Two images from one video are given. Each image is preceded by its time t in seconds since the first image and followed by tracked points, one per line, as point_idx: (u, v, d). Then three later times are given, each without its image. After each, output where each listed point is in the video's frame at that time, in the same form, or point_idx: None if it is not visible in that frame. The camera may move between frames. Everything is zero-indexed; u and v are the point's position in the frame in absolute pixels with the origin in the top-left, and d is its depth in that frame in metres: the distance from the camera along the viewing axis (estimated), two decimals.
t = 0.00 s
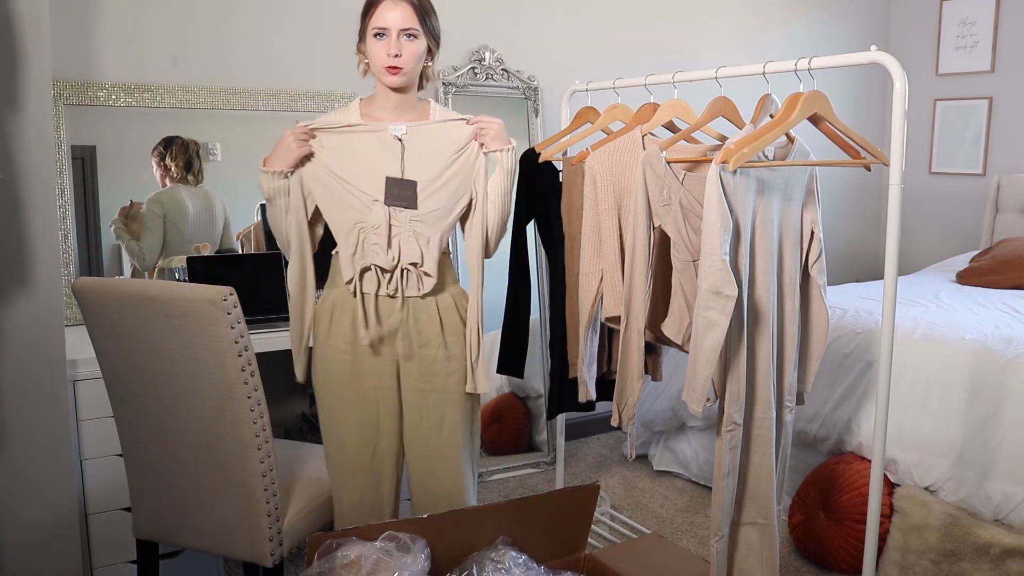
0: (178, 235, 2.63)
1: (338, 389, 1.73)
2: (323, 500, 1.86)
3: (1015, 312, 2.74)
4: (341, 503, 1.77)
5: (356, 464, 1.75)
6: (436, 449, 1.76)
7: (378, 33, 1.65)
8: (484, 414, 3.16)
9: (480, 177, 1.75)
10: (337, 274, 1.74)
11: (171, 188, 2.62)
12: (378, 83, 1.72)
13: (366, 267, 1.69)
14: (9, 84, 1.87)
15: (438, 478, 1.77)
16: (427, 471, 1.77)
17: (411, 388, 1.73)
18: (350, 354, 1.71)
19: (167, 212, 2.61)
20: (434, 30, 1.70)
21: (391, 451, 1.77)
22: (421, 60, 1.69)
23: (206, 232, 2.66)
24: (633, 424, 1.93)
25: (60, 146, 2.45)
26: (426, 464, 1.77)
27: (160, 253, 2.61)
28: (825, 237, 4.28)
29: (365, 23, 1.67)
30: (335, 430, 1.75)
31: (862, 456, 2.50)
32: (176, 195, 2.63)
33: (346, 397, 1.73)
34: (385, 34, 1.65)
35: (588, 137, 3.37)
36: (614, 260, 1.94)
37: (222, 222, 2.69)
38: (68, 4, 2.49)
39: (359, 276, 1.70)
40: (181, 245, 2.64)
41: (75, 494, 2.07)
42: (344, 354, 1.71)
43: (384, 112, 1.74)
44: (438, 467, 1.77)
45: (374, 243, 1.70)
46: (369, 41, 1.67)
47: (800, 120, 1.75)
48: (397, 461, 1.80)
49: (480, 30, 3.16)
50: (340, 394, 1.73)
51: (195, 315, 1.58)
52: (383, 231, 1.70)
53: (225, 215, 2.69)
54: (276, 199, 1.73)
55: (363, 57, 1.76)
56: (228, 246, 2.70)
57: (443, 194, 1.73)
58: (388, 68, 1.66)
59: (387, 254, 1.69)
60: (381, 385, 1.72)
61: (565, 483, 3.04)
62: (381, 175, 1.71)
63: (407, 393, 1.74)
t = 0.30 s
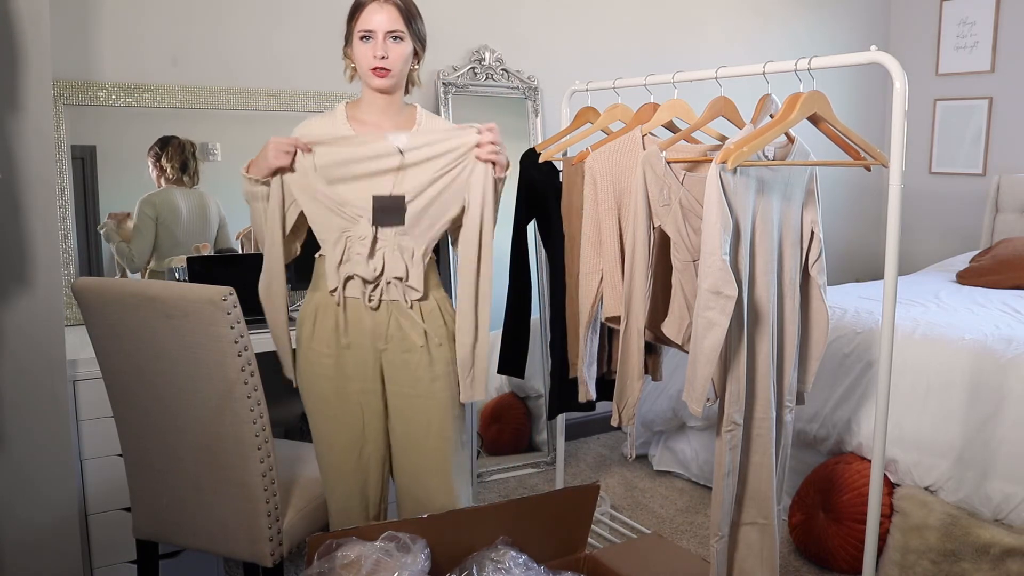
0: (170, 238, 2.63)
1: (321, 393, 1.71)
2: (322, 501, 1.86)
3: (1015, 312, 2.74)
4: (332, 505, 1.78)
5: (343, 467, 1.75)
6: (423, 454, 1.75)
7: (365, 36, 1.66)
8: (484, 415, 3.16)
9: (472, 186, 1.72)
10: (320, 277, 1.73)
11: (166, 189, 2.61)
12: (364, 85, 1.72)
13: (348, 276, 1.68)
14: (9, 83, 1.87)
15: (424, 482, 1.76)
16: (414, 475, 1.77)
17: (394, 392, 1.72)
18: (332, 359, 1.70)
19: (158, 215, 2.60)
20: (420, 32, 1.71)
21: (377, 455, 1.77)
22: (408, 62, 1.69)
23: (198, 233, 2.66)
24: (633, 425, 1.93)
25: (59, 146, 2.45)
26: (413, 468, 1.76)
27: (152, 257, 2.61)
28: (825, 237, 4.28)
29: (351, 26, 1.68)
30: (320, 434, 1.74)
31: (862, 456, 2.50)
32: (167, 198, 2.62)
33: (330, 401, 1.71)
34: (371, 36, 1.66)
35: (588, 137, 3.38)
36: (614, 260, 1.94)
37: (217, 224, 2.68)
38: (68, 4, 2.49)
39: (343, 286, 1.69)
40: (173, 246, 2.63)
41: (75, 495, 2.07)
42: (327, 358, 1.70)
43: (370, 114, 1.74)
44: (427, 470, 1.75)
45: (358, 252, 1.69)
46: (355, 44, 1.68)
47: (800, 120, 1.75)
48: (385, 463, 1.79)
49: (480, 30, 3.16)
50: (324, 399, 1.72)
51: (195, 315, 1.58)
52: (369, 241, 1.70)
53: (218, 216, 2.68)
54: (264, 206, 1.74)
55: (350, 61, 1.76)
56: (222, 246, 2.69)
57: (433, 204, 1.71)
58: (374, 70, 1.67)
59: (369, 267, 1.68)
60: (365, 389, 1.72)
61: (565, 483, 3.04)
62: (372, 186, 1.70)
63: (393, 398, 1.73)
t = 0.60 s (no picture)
0: (167, 237, 2.62)
1: (316, 393, 1.71)
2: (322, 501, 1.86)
3: (1015, 312, 2.74)
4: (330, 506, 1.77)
5: (340, 468, 1.75)
6: (421, 454, 1.75)
7: (352, 34, 1.66)
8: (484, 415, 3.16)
9: (479, 191, 1.74)
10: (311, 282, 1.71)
11: (162, 189, 2.60)
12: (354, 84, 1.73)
13: (364, 284, 1.65)
14: (8, 83, 1.87)
15: (422, 483, 1.76)
16: (411, 475, 1.77)
17: (391, 392, 1.73)
18: (329, 359, 1.70)
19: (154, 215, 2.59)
20: (407, 28, 1.71)
21: (374, 454, 1.77)
22: (397, 58, 1.69)
23: (194, 233, 2.65)
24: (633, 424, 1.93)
25: (59, 146, 2.45)
26: (410, 467, 1.76)
27: (149, 257, 2.60)
28: (825, 237, 4.28)
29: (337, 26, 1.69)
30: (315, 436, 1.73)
31: (862, 456, 2.50)
32: (163, 198, 2.61)
33: (325, 402, 1.71)
34: (358, 34, 1.66)
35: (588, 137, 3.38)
36: (614, 260, 1.94)
37: (213, 223, 2.68)
38: (68, 4, 2.49)
39: (359, 293, 1.66)
40: (170, 246, 2.63)
41: (75, 494, 2.07)
42: (323, 359, 1.69)
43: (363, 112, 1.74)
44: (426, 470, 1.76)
45: (371, 258, 1.66)
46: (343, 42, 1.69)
47: (800, 120, 1.75)
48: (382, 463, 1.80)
49: (480, 30, 3.16)
50: (319, 400, 1.71)
51: (195, 315, 1.58)
52: (380, 245, 1.67)
53: (214, 215, 2.67)
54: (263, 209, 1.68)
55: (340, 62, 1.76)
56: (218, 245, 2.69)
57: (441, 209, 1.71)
58: (364, 67, 1.67)
59: (388, 273, 1.66)
60: (362, 389, 1.72)
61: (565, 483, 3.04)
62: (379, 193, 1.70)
63: (389, 397, 1.74)
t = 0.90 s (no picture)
0: (166, 238, 2.62)
1: (313, 393, 1.71)
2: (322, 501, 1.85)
3: (1015, 312, 2.74)
4: (328, 506, 1.77)
5: (338, 467, 1.75)
6: (419, 454, 1.75)
7: (343, 33, 1.66)
8: (484, 415, 3.16)
9: (475, 183, 1.70)
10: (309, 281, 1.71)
11: (160, 189, 2.60)
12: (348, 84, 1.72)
13: (361, 270, 1.67)
14: (8, 83, 1.87)
15: (420, 482, 1.76)
16: (410, 475, 1.76)
17: (387, 392, 1.72)
18: (326, 359, 1.69)
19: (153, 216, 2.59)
20: (400, 27, 1.70)
21: (372, 454, 1.77)
22: (389, 56, 1.68)
23: (194, 233, 2.65)
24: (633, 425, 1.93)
25: (59, 146, 2.45)
26: (408, 467, 1.76)
27: (150, 258, 2.60)
28: (825, 237, 4.28)
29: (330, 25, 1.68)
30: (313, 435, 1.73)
31: (862, 456, 2.50)
32: (161, 198, 2.60)
33: (322, 401, 1.71)
34: (349, 33, 1.66)
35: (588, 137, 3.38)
36: (614, 260, 1.94)
37: (212, 223, 2.67)
38: (68, 4, 2.49)
39: (355, 283, 1.67)
40: (170, 246, 2.63)
41: (75, 495, 2.07)
42: (320, 358, 1.69)
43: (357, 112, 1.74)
44: (423, 471, 1.75)
45: (366, 246, 1.68)
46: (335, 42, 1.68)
47: (800, 120, 1.75)
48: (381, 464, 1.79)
49: (480, 30, 3.16)
50: (316, 400, 1.71)
51: (195, 315, 1.58)
52: (374, 233, 1.68)
53: (212, 215, 2.67)
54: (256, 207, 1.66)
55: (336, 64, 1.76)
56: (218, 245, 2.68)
57: (433, 202, 1.69)
58: (355, 66, 1.67)
59: (382, 258, 1.67)
60: (358, 388, 1.72)
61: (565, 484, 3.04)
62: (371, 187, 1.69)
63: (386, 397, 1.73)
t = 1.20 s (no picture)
0: (166, 238, 2.61)
1: (313, 392, 1.71)
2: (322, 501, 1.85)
3: (1015, 312, 2.74)
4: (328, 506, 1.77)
5: (336, 467, 1.74)
6: (417, 455, 1.74)
7: (346, 47, 1.64)
8: (484, 415, 3.16)
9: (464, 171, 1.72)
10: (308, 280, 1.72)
11: (161, 190, 2.60)
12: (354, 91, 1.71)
13: (355, 259, 1.68)
14: (8, 83, 1.87)
15: (419, 483, 1.75)
16: (409, 476, 1.76)
17: (387, 392, 1.72)
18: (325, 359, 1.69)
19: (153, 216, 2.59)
20: (403, 32, 1.67)
21: (372, 455, 1.77)
22: (395, 64, 1.67)
23: (194, 233, 2.64)
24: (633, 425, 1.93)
25: (60, 146, 2.45)
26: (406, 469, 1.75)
27: (149, 257, 2.59)
28: (825, 237, 4.28)
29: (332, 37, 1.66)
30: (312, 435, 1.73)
31: (862, 456, 2.50)
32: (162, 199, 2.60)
33: (321, 401, 1.71)
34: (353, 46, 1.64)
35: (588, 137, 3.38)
36: (614, 260, 1.94)
37: (215, 224, 2.67)
38: (68, 4, 2.49)
39: (349, 270, 1.68)
40: (173, 246, 2.62)
41: (75, 495, 2.07)
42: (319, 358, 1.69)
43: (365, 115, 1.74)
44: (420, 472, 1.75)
45: (360, 234, 1.70)
46: (339, 54, 1.66)
47: (800, 120, 1.75)
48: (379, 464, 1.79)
49: (480, 30, 3.16)
50: (314, 399, 1.71)
51: (195, 315, 1.58)
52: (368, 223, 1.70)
53: (213, 216, 2.67)
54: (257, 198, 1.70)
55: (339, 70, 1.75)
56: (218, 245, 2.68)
57: (423, 187, 1.72)
58: (361, 79, 1.65)
59: (373, 245, 1.69)
60: (358, 388, 1.72)
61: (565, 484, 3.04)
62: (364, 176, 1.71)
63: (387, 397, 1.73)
